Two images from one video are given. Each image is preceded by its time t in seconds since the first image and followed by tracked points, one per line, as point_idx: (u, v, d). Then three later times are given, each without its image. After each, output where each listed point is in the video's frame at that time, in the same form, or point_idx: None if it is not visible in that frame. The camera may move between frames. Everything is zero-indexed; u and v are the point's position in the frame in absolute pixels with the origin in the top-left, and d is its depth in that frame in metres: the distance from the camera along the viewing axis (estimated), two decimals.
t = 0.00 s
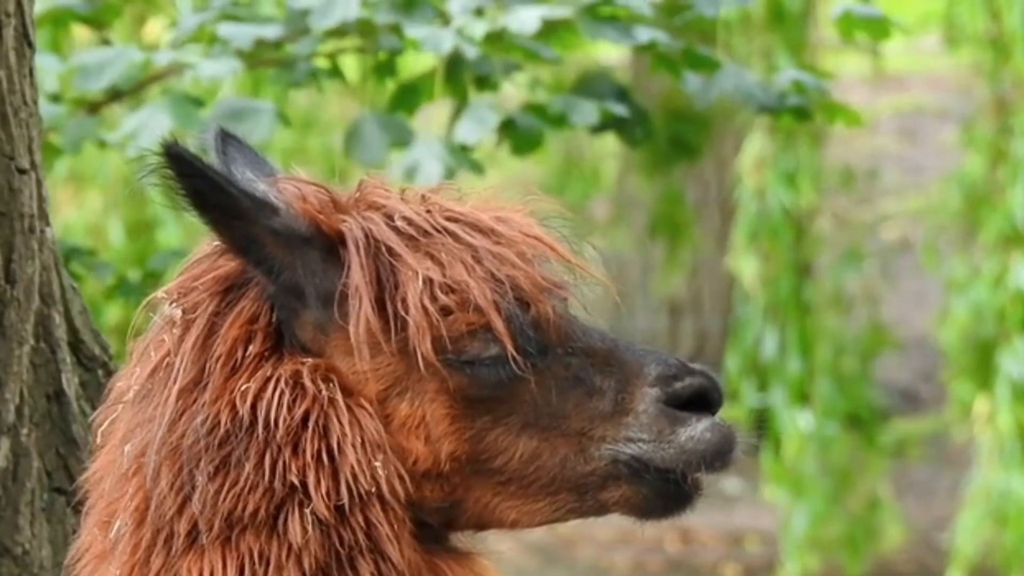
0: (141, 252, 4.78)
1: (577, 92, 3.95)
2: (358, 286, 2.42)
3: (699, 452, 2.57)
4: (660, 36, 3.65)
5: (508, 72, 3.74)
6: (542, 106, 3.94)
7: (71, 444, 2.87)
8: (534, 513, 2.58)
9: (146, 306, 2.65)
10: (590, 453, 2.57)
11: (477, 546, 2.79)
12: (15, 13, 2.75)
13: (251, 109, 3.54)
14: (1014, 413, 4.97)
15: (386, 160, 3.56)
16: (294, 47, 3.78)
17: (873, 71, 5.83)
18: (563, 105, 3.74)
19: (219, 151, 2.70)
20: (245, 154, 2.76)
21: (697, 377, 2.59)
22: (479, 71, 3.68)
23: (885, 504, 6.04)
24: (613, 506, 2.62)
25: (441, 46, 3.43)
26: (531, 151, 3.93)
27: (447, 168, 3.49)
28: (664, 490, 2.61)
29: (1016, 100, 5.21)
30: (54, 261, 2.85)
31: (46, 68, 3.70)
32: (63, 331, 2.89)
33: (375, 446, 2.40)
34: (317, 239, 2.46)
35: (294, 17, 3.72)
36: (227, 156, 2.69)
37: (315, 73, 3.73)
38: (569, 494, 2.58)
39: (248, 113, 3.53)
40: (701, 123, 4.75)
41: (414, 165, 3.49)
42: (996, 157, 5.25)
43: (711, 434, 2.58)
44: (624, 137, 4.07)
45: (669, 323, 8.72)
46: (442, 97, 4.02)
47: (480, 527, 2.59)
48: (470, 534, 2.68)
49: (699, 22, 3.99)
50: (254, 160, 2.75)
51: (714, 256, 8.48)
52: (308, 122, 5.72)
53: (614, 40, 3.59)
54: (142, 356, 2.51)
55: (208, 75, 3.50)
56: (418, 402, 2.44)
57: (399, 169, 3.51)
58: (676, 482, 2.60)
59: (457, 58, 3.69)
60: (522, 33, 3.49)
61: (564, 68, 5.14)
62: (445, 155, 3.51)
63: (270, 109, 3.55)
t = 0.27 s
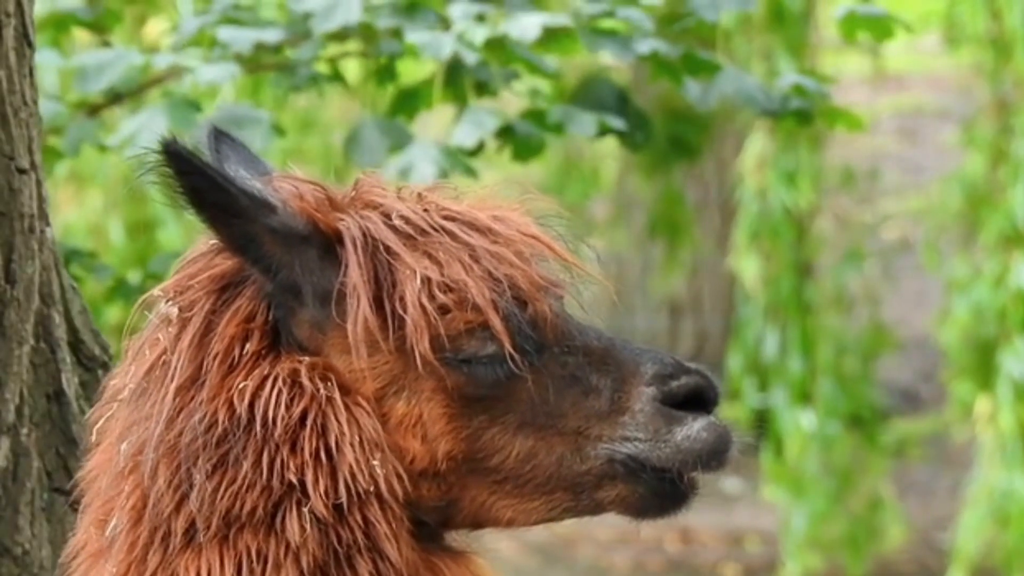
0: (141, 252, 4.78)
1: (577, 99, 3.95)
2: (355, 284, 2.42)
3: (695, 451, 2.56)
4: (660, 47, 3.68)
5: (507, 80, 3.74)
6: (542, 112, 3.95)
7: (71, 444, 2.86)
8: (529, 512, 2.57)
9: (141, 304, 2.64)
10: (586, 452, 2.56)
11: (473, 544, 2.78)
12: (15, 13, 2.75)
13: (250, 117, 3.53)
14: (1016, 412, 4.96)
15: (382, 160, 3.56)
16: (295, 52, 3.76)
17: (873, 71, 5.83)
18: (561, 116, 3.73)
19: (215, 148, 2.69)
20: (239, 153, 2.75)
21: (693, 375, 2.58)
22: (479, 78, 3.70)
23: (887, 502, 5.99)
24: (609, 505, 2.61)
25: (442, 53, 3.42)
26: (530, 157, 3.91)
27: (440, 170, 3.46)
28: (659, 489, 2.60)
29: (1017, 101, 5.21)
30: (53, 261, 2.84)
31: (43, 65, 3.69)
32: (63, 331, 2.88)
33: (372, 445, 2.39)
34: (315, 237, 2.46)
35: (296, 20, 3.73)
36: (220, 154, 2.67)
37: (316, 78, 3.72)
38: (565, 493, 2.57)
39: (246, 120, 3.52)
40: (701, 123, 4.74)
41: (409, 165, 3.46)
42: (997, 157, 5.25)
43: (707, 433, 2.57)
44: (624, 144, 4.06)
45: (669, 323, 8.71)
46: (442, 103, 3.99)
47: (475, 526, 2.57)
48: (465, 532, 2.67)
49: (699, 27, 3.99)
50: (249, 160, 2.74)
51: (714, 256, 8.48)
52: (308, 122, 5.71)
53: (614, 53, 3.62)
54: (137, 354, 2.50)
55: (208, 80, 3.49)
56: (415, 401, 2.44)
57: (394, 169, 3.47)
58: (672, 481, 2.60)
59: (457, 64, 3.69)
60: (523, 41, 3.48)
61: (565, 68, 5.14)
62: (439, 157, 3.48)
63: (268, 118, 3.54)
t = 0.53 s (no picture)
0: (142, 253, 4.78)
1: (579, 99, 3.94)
2: (352, 282, 2.41)
3: (691, 449, 2.56)
4: (661, 46, 3.64)
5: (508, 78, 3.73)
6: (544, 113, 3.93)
7: (71, 444, 2.86)
8: (525, 507, 2.57)
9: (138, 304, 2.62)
10: (582, 450, 2.55)
11: (471, 543, 2.76)
12: (15, 13, 2.74)
13: (252, 115, 3.53)
14: (1017, 412, 4.95)
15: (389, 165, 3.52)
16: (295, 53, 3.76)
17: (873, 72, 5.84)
18: (562, 112, 3.73)
19: (211, 148, 2.69)
20: (234, 154, 2.75)
21: (689, 374, 2.58)
22: (480, 77, 3.67)
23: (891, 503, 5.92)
24: (605, 503, 2.60)
25: (442, 53, 3.40)
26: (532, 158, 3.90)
27: (445, 170, 3.47)
28: (654, 487, 2.60)
29: (1017, 101, 5.21)
30: (54, 261, 2.84)
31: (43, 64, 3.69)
32: (63, 331, 2.88)
33: (370, 442, 2.37)
34: (312, 236, 2.44)
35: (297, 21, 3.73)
36: (216, 154, 2.68)
37: (316, 78, 3.72)
38: (561, 491, 2.57)
39: (248, 119, 3.52)
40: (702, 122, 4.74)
41: (413, 166, 3.46)
42: (997, 157, 5.25)
43: (703, 432, 2.57)
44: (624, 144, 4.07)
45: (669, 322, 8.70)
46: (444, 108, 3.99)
47: (468, 521, 2.56)
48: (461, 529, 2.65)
49: (701, 32, 3.99)
50: (244, 160, 2.75)
51: (715, 256, 8.48)
52: (309, 122, 5.71)
53: (614, 49, 3.60)
54: (134, 354, 2.48)
55: (209, 78, 3.49)
56: (411, 399, 2.42)
57: (398, 171, 3.45)
58: (668, 479, 2.60)
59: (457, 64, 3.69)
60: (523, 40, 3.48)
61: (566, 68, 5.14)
62: (444, 159, 3.50)
63: (269, 116, 3.54)
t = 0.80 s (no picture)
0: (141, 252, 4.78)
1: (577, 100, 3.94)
2: (353, 283, 2.42)
3: (692, 452, 2.56)
4: (660, 49, 3.66)
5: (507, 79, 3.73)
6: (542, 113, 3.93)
7: (71, 444, 2.85)
8: (527, 510, 2.57)
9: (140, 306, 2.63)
10: (584, 453, 2.56)
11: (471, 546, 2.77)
12: (15, 13, 2.74)
13: (246, 109, 3.53)
14: (1017, 412, 4.95)
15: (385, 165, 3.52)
16: (295, 51, 3.77)
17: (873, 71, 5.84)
18: (561, 114, 3.73)
19: (219, 150, 2.68)
20: (240, 157, 2.74)
21: (690, 377, 2.59)
22: (479, 77, 3.69)
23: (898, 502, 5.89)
24: (605, 506, 2.61)
25: (440, 50, 3.42)
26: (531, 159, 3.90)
27: (440, 171, 3.46)
28: (656, 489, 2.60)
29: (1017, 101, 5.21)
30: (54, 260, 2.84)
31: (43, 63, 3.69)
32: (63, 331, 2.88)
33: (372, 442, 2.39)
34: (315, 237, 2.45)
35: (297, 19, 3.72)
36: (220, 155, 2.67)
37: (316, 77, 3.72)
38: (562, 494, 2.57)
39: (242, 112, 3.52)
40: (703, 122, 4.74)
41: (409, 165, 3.46)
42: (997, 157, 5.25)
43: (705, 435, 2.57)
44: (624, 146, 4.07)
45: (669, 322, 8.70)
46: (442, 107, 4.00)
47: (470, 525, 2.57)
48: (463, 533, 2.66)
49: (701, 31, 3.99)
50: (250, 162, 2.74)
51: (715, 256, 8.47)
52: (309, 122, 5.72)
53: (613, 53, 3.61)
54: (136, 355, 2.50)
55: (205, 72, 3.50)
56: (413, 400, 2.44)
57: (393, 169, 3.46)
58: (668, 481, 2.60)
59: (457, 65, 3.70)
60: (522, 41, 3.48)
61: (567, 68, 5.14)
62: (439, 158, 3.48)
63: (264, 111, 3.54)
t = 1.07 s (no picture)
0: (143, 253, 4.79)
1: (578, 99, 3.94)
2: (377, 288, 2.42)
3: (712, 458, 2.56)
4: (659, 49, 3.68)
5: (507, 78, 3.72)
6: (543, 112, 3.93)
7: (71, 444, 2.85)
8: (546, 517, 2.58)
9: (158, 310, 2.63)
10: (603, 459, 2.57)
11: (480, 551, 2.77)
12: (15, 13, 2.74)
13: (249, 108, 3.53)
14: (1017, 412, 4.95)
15: (384, 163, 3.52)
16: (295, 52, 3.78)
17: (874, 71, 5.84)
18: (561, 113, 3.73)
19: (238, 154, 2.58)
20: (259, 163, 2.63)
21: (710, 384, 2.59)
22: (478, 76, 3.69)
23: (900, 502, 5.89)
24: (624, 512, 2.61)
25: (439, 46, 3.42)
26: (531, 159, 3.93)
27: (439, 169, 3.43)
28: (676, 496, 2.61)
29: (1017, 101, 5.21)
30: (53, 260, 2.84)
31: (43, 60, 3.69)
32: (63, 331, 2.87)
33: (396, 447, 2.39)
34: (337, 241, 2.45)
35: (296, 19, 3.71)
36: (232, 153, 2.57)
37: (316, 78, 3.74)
38: (581, 500, 2.58)
39: (245, 112, 3.52)
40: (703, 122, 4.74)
41: (407, 161, 3.47)
42: (997, 158, 5.24)
43: (724, 441, 2.57)
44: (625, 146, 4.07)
45: (669, 322, 8.70)
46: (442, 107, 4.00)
47: (490, 531, 2.59)
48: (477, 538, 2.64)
49: (701, 32, 3.99)
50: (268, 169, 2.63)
51: (715, 257, 8.47)
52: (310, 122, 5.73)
53: (613, 51, 3.61)
54: (154, 356, 2.50)
55: (206, 71, 3.50)
56: (436, 405, 2.44)
57: (392, 165, 3.48)
58: (688, 488, 2.60)
59: (458, 63, 3.70)
60: (521, 37, 3.47)
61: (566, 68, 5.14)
62: (438, 155, 3.45)
63: (266, 109, 3.53)
